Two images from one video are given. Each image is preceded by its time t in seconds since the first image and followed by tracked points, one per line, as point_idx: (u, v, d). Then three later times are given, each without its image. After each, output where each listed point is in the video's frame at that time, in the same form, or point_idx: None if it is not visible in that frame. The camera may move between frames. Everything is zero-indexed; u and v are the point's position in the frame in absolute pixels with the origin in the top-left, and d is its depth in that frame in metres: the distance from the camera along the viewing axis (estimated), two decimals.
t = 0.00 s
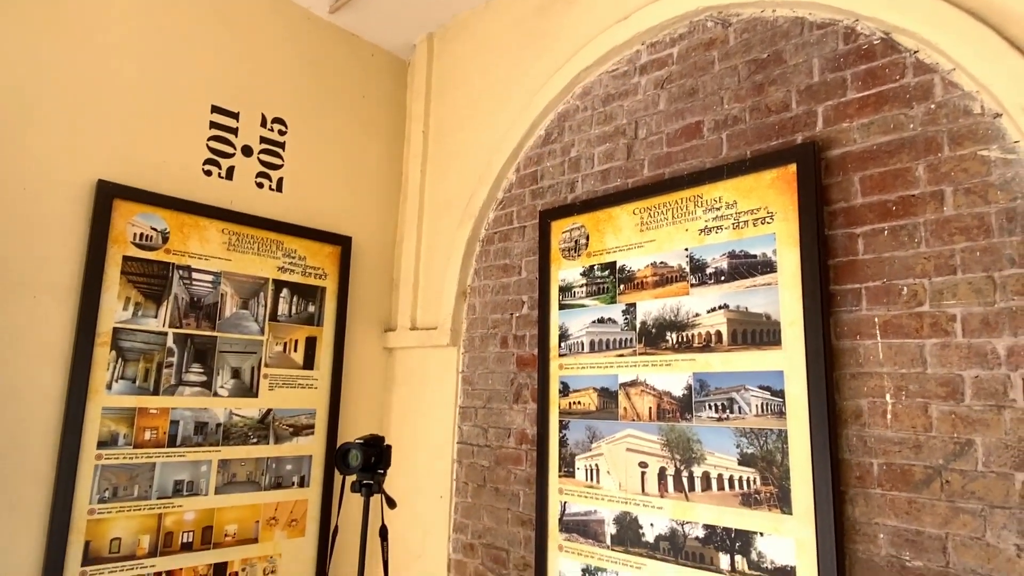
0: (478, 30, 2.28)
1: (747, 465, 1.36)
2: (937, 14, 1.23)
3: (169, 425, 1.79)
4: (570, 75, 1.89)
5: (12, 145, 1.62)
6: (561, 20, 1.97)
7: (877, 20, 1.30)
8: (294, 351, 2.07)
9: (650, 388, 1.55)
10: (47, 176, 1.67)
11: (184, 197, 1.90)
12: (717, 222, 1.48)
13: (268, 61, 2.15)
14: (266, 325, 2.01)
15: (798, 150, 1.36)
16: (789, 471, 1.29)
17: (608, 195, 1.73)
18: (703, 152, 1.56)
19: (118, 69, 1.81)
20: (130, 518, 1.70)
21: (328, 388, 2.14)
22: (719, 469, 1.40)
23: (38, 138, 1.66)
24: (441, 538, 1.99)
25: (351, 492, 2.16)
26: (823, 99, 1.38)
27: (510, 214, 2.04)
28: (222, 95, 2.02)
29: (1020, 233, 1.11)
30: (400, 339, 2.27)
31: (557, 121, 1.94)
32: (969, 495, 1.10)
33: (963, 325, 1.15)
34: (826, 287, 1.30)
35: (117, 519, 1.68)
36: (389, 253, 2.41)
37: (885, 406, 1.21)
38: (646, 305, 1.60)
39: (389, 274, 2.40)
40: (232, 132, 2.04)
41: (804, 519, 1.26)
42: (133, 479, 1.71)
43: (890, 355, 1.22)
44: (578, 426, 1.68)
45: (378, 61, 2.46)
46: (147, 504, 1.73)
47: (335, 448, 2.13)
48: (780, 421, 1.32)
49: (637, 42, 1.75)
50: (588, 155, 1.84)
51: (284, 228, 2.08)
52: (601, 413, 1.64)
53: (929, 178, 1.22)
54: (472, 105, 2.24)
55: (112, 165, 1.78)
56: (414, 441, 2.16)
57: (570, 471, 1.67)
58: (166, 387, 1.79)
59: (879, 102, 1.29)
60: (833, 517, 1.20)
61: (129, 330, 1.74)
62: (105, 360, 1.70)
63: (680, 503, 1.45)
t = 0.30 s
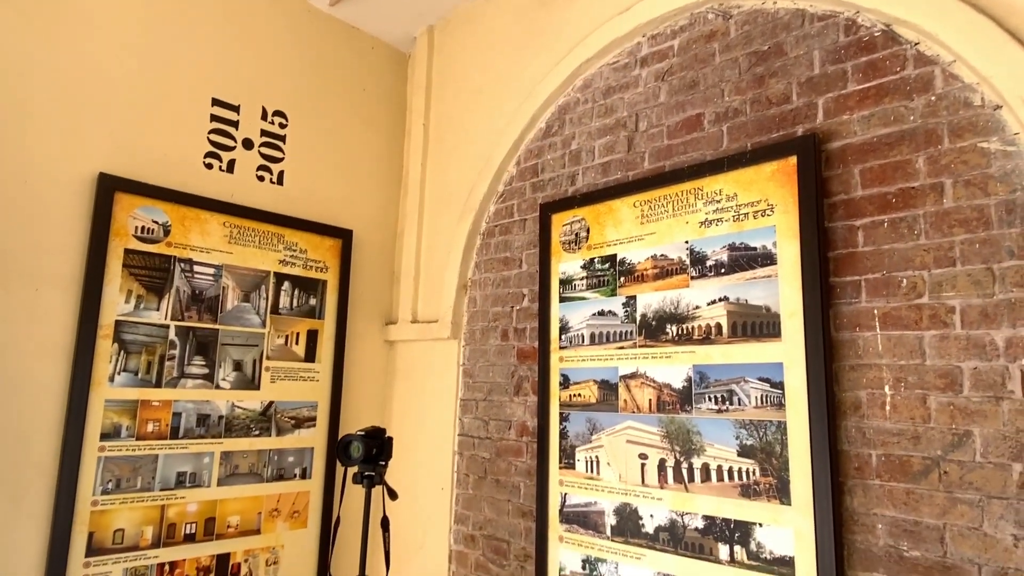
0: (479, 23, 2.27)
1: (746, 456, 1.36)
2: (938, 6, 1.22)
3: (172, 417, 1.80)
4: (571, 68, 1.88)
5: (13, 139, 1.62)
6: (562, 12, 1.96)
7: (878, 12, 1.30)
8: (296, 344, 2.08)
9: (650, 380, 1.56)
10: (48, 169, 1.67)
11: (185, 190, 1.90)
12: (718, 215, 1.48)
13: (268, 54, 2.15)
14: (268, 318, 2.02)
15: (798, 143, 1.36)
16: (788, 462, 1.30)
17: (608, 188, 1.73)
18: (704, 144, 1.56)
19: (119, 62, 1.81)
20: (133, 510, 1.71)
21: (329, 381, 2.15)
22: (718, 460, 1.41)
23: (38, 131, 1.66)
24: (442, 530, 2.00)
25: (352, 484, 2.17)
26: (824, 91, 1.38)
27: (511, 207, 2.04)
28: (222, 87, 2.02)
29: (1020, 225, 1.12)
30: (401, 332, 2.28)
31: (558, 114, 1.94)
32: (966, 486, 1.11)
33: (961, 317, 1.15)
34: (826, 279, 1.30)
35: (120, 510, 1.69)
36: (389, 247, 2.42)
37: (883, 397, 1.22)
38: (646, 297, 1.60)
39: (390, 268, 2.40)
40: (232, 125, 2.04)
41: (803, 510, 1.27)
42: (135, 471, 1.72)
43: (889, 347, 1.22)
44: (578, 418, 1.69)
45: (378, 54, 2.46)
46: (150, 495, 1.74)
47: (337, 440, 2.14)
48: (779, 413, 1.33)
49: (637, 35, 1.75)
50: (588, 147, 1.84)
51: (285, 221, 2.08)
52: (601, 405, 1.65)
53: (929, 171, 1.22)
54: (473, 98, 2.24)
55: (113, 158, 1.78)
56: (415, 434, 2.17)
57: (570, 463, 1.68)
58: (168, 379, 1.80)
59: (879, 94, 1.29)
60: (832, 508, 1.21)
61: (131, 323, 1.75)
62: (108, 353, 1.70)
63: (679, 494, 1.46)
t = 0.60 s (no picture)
0: (479, 17, 2.27)
1: (746, 449, 1.37)
2: None
3: (174, 410, 1.81)
4: (571, 62, 1.88)
5: (14, 133, 1.62)
6: (563, 6, 1.96)
7: (879, 5, 1.30)
8: (297, 337, 2.09)
9: (650, 374, 1.57)
10: (49, 164, 1.67)
11: (187, 185, 1.91)
12: (718, 209, 1.49)
13: (269, 48, 2.14)
14: (269, 312, 2.03)
15: (798, 137, 1.36)
16: (787, 454, 1.31)
17: (608, 182, 1.73)
18: (705, 138, 1.57)
19: (119, 56, 1.81)
20: (137, 502, 1.73)
21: (331, 374, 2.16)
22: (718, 453, 1.41)
23: (40, 125, 1.67)
24: (443, 522, 2.01)
25: (354, 477, 2.19)
26: (824, 85, 1.38)
27: (511, 201, 2.04)
28: (223, 81, 2.02)
29: (1019, 218, 1.12)
30: (402, 326, 2.29)
31: (559, 108, 1.94)
32: (964, 478, 1.12)
33: (960, 310, 1.16)
34: (826, 273, 1.30)
35: (124, 503, 1.70)
36: (390, 241, 2.42)
37: (882, 390, 1.22)
38: (647, 291, 1.61)
39: (391, 262, 2.41)
40: (233, 119, 2.04)
41: (802, 502, 1.27)
42: (139, 463, 1.73)
43: (888, 340, 1.23)
44: (578, 411, 1.70)
45: (378, 47, 2.45)
46: (153, 488, 1.76)
47: (338, 434, 2.16)
48: (779, 406, 1.33)
49: (638, 28, 1.75)
50: (589, 141, 1.84)
51: (286, 215, 2.09)
52: (602, 398, 1.66)
53: (929, 164, 1.22)
54: (474, 92, 2.24)
55: (115, 152, 1.79)
56: (416, 427, 2.18)
57: (570, 455, 1.69)
58: (171, 373, 1.81)
59: (879, 87, 1.30)
60: (831, 499, 1.22)
61: (133, 317, 1.75)
62: (110, 346, 1.71)
63: (679, 487, 1.47)
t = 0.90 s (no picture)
0: (481, 9, 2.27)
1: (745, 439, 1.39)
2: None
3: (179, 402, 1.83)
4: (573, 54, 1.89)
5: (18, 127, 1.63)
6: None
7: None
8: (300, 330, 2.10)
9: (651, 365, 1.58)
10: (53, 157, 1.68)
11: (190, 178, 1.92)
12: (718, 201, 1.50)
13: (270, 40, 2.15)
14: (273, 305, 2.04)
15: (799, 129, 1.37)
16: (786, 445, 1.32)
17: (609, 174, 1.74)
18: (705, 131, 1.57)
19: (122, 50, 1.81)
20: (142, 492, 1.75)
21: (334, 366, 2.18)
22: (718, 443, 1.43)
23: (43, 119, 1.67)
24: (445, 512, 2.03)
25: (356, 468, 2.20)
26: (825, 78, 1.38)
27: (513, 194, 2.05)
28: (226, 75, 2.03)
29: (1017, 211, 1.13)
30: (404, 318, 2.30)
31: (560, 101, 1.95)
32: (961, 467, 1.13)
33: (958, 302, 1.17)
34: (825, 265, 1.31)
35: (129, 493, 1.72)
36: (392, 234, 2.43)
37: (880, 381, 1.24)
38: (648, 283, 1.62)
39: (393, 255, 2.42)
40: (236, 112, 2.05)
41: (800, 491, 1.29)
42: (144, 454, 1.75)
43: (887, 332, 1.24)
44: (579, 402, 1.71)
45: (380, 40, 2.45)
46: (158, 478, 1.77)
47: (341, 425, 2.17)
48: (778, 397, 1.35)
49: (639, 21, 1.75)
50: (590, 134, 1.85)
51: (289, 208, 2.10)
52: (602, 389, 1.67)
53: (928, 157, 1.23)
54: (475, 85, 2.24)
55: (118, 145, 1.80)
56: (419, 419, 2.20)
57: (571, 446, 1.71)
58: (175, 365, 1.83)
59: (879, 80, 1.30)
60: (829, 489, 1.24)
61: (137, 309, 1.77)
62: (115, 338, 1.73)
63: (679, 477, 1.48)
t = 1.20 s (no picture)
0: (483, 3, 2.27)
1: (746, 431, 1.40)
2: None
3: (184, 395, 1.84)
4: (575, 48, 1.89)
5: (23, 121, 1.64)
6: None
7: None
8: (304, 323, 2.11)
9: (652, 358, 1.59)
10: (58, 151, 1.69)
11: (193, 172, 1.93)
12: (720, 195, 1.50)
13: (273, 34, 2.15)
14: (276, 298, 2.05)
15: (800, 123, 1.37)
16: (787, 436, 1.33)
17: (612, 169, 1.75)
18: (707, 126, 1.58)
19: (125, 44, 1.82)
20: (148, 484, 1.76)
21: (337, 359, 2.19)
22: (719, 435, 1.44)
23: (48, 113, 1.68)
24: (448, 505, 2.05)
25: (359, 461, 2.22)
26: (826, 72, 1.39)
27: (515, 188, 2.06)
28: (229, 69, 2.03)
29: (1016, 204, 1.14)
30: (407, 312, 2.31)
31: (562, 95, 1.95)
32: (959, 458, 1.15)
33: (958, 295, 1.18)
34: (826, 258, 1.32)
35: (136, 485, 1.74)
36: (394, 228, 2.44)
37: (880, 373, 1.25)
38: (649, 277, 1.63)
39: (395, 249, 2.43)
40: (239, 107, 2.05)
41: (800, 482, 1.30)
42: (150, 446, 1.77)
43: (887, 324, 1.25)
44: (581, 395, 1.73)
45: (382, 34, 2.45)
46: (164, 470, 1.79)
47: (344, 418, 2.19)
48: (778, 389, 1.36)
49: (641, 15, 1.76)
50: (592, 129, 1.85)
51: (292, 202, 2.10)
52: (604, 382, 1.68)
53: (928, 151, 1.24)
54: (477, 79, 2.24)
55: (122, 139, 1.80)
56: (421, 412, 2.21)
57: (573, 438, 1.72)
58: (180, 358, 1.84)
59: (881, 74, 1.31)
60: (829, 480, 1.25)
61: (142, 303, 1.78)
62: (121, 332, 1.74)
63: (680, 468, 1.50)
